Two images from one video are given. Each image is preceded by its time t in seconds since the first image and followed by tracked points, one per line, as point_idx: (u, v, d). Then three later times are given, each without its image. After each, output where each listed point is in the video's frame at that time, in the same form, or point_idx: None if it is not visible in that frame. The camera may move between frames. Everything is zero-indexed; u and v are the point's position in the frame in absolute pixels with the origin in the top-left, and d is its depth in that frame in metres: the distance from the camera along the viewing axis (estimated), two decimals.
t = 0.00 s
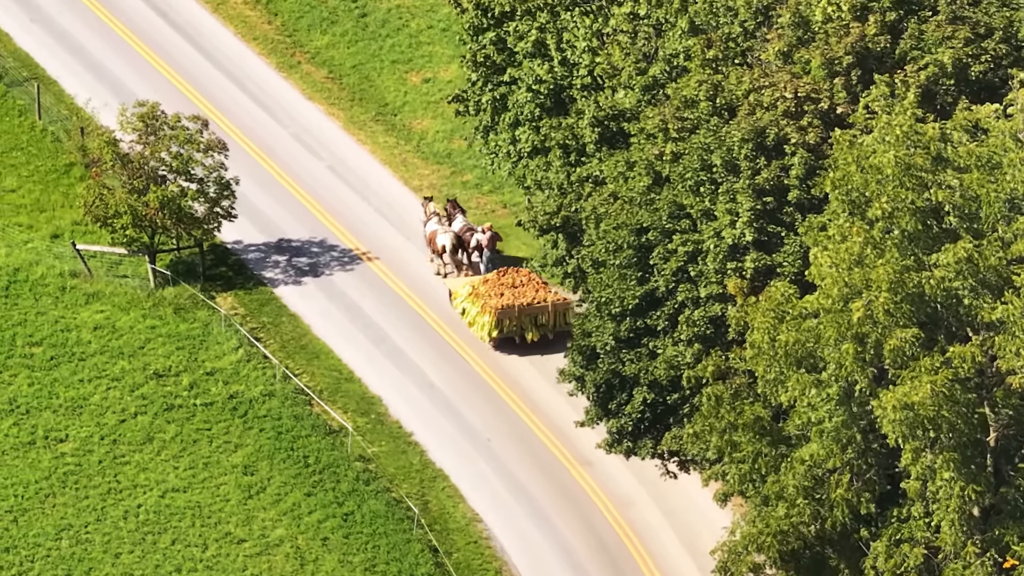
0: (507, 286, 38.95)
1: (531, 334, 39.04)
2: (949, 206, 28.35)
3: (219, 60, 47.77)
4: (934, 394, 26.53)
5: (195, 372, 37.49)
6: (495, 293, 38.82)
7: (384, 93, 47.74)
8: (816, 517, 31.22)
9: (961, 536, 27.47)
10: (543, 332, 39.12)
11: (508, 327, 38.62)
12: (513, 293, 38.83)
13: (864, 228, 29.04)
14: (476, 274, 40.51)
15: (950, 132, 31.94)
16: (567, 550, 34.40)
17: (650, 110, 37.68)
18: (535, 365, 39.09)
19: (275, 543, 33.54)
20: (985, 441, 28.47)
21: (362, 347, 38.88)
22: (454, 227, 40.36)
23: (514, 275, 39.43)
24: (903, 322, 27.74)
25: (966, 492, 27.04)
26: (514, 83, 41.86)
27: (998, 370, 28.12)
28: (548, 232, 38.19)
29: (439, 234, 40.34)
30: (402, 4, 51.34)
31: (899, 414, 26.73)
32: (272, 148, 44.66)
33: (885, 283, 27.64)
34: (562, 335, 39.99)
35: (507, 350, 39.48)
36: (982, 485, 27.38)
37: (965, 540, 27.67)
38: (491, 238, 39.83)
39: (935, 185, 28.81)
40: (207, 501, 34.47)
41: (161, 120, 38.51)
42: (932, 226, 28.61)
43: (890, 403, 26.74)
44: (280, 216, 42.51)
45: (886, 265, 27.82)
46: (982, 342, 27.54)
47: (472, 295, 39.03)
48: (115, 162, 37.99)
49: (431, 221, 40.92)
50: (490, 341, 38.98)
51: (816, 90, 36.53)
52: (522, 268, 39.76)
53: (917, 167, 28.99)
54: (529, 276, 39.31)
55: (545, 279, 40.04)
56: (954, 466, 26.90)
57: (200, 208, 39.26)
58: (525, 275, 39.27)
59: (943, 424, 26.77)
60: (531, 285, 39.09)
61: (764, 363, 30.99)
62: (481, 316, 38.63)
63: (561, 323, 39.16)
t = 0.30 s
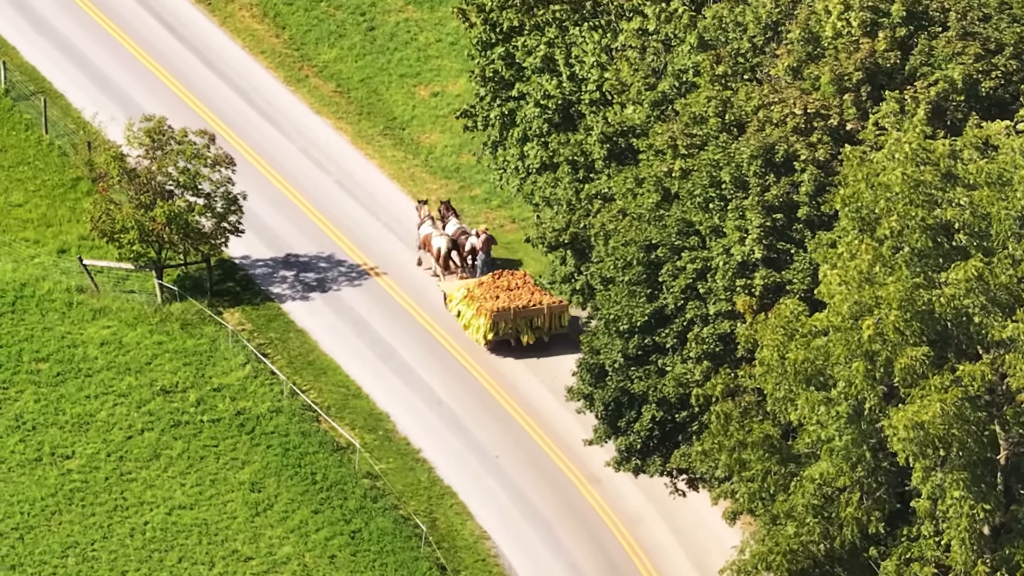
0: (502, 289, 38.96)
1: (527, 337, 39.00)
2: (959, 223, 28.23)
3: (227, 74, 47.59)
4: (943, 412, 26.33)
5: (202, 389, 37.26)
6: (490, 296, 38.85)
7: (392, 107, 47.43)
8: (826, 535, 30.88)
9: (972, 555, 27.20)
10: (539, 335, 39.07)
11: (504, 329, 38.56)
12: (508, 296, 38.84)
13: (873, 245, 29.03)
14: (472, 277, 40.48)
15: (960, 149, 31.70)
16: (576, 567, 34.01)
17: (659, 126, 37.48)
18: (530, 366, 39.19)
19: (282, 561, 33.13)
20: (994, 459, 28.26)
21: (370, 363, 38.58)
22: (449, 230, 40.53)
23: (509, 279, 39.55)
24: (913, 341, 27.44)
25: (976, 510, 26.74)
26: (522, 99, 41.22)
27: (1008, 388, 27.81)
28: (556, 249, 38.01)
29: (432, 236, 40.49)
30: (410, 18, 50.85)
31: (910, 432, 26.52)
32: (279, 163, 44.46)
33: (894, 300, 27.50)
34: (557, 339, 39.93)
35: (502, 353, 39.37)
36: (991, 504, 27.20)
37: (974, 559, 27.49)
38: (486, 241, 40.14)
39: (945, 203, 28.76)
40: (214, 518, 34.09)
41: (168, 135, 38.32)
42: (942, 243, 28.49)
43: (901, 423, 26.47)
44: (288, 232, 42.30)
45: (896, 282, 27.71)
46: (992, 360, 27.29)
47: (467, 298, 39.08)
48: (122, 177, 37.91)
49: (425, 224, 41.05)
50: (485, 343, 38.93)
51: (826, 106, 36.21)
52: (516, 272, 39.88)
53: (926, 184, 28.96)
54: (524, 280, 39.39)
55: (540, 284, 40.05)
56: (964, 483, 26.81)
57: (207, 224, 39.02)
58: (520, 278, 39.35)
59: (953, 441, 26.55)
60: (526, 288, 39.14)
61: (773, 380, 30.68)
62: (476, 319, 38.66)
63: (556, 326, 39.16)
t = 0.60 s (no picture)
0: (501, 291, 38.61)
1: (526, 340, 38.94)
2: (973, 241, 27.97)
3: (237, 86, 47.12)
4: (958, 432, 26.16)
5: (214, 405, 36.93)
6: (489, 298, 38.55)
7: (404, 121, 47.09)
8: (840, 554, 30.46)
9: None
10: (538, 337, 39.02)
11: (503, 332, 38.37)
12: (508, 298, 38.56)
13: (887, 263, 28.67)
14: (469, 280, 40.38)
15: (975, 166, 31.45)
16: None
17: (672, 142, 37.24)
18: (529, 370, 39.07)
19: None
20: (1010, 478, 28.11)
21: (382, 379, 38.24)
22: (447, 232, 40.16)
23: (508, 280, 39.19)
24: (927, 359, 27.35)
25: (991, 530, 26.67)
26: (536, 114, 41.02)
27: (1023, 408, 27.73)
28: (570, 266, 37.82)
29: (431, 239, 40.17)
30: (423, 30, 50.23)
31: (924, 452, 26.34)
32: (292, 177, 44.03)
33: (909, 319, 27.40)
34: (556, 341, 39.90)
35: (502, 356, 39.33)
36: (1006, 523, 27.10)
37: None
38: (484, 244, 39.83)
39: (959, 221, 28.42)
40: (226, 536, 33.85)
41: (180, 149, 38.12)
42: (957, 260, 28.25)
43: (917, 442, 26.32)
44: (302, 247, 41.86)
45: (911, 301, 27.62)
46: (1007, 378, 27.30)
47: (467, 300, 38.74)
48: (133, 193, 37.76)
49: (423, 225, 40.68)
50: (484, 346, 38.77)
51: (840, 122, 36.11)
52: (515, 273, 39.56)
53: (941, 202, 28.51)
54: (523, 282, 39.04)
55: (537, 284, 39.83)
56: (980, 503, 26.67)
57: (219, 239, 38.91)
58: (519, 280, 39.00)
59: (968, 461, 26.35)
60: (526, 290, 38.73)
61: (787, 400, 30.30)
62: (475, 322, 38.34)
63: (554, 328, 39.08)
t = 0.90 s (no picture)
0: (501, 295, 38.68)
1: (526, 343, 38.85)
2: (989, 259, 28.16)
3: (251, 102, 46.54)
4: (974, 452, 26.32)
5: (225, 422, 36.63)
6: (489, 302, 38.59)
7: (417, 136, 46.32)
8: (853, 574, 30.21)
9: None
10: (538, 341, 38.98)
11: (503, 335, 38.38)
12: (507, 302, 38.62)
13: (901, 281, 28.74)
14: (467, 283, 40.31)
15: (991, 185, 31.29)
16: None
17: (686, 159, 37.01)
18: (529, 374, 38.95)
19: None
20: None
21: (394, 397, 37.90)
22: (446, 236, 40.38)
23: (508, 285, 39.22)
24: (942, 378, 27.48)
25: (1007, 551, 26.68)
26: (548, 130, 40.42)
27: None
28: (583, 284, 37.47)
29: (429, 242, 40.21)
30: (436, 44, 49.56)
31: (939, 471, 26.41)
32: (305, 193, 43.44)
33: (923, 337, 27.53)
34: (555, 344, 39.81)
35: (502, 360, 39.26)
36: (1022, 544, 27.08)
37: None
38: (483, 247, 40.02)
39: (974, 239, 28.65)
40: (237, 554, 33.44)
41: (191, 165, 37.95)
42: (972, 279, 28.40)
43: (930, 461, 26.41)
44: (315, 264, 41.32)
45: (924, 320, 27.68)
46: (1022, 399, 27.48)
47: (466, 304, 38.74)
48: (144, 209, 37.64)
49: (421, 229, 40.72)
50: (484, 349, 38.73)
51: (854, 139, 35.78)
52: (514, 278, 39.62)
53: (955, 220, 28.70)
54: (523, 286, 39.11)
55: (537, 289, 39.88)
56: (995, 523, 26.71)
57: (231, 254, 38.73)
58: (519, 284, 39.06)
59: (983, 481, 26.50)
60: (526, 294, 38.81)
61: (801, 419, 29.87)
62: (475, 325, 38.36)
63: (554, 332, 39.08)
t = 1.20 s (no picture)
0: (497, 301, 38.83)
1: (523, 349, 38.86)
2: (1001, 280, 28.40)
3: (261, 118, 46.28)
4: (987, 474, 26.25)
5: (234, 441, 36.32)
6: (485, 308, 38.69)
7: (427, 152, 46.08)
8: None
9: None
10: (535, 347, 39.00)
11: (499, 340, 38.45)
12: (503, 307, 38.76)
13: (913, 302, 28.70)
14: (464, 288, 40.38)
15: (1005, 206, 31.11)
16: None
17: (698, 177, 36.72)
18: (528, 380, 38.91)
19: None
20: None
21: (404, 416, 37.61)
22: (442, 241, 40.33)
23: (504, 290, 39.28)
24: (954, 400, 27.53)
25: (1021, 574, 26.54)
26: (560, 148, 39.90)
27: None
28: (594, 303, 37.57)
29: (425, 248, 40.38)
30: (446, 59, 49.25)
31: (952, 493, 26.41)
32: (316, 211, 43.13)
33: (935, 359, 27.51)
34: (552, 349, 39.83)
35: (499, 365, 39.28)
36: None
37: None
38: (479, 252, 39.89)
39: (987, 259, 28.68)
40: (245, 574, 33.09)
41: (201, 182, 37.83)
42: (984, 299, 28.59)
43: (943, 482, 26.44)
44: (326, 282, 41.03)
45: (937, 339, 27.72)
46: None
47: (462, 309, 38.86)
48: (153, 226, 37.49)
49: (418, 234, 40.86)
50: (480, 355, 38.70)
51: (867, 158, 35.62)
52: (510, 283, 39.68)
53: (970, 242, 28.67)
54: (519, 292, 39.25)
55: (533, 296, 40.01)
56: (1009, 545, 26.55)
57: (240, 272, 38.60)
58: (515, 290, 39.19)
59: (996, 502, 26.42)
60: (522, 299, 39.00)
61: (812, 441, 29.60)
62: (471, 330, 38.44)
63: (550, 337, 39.12)
